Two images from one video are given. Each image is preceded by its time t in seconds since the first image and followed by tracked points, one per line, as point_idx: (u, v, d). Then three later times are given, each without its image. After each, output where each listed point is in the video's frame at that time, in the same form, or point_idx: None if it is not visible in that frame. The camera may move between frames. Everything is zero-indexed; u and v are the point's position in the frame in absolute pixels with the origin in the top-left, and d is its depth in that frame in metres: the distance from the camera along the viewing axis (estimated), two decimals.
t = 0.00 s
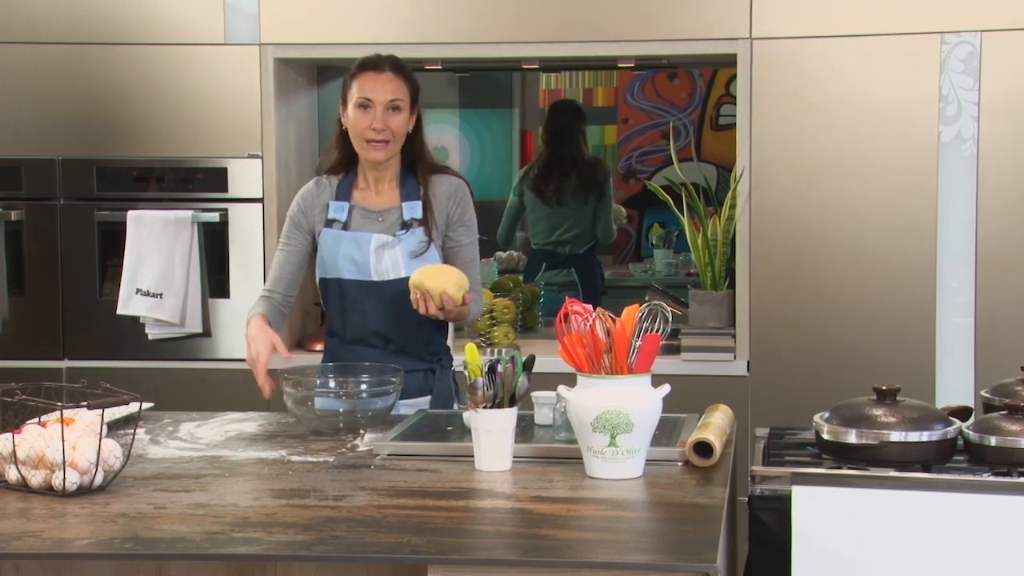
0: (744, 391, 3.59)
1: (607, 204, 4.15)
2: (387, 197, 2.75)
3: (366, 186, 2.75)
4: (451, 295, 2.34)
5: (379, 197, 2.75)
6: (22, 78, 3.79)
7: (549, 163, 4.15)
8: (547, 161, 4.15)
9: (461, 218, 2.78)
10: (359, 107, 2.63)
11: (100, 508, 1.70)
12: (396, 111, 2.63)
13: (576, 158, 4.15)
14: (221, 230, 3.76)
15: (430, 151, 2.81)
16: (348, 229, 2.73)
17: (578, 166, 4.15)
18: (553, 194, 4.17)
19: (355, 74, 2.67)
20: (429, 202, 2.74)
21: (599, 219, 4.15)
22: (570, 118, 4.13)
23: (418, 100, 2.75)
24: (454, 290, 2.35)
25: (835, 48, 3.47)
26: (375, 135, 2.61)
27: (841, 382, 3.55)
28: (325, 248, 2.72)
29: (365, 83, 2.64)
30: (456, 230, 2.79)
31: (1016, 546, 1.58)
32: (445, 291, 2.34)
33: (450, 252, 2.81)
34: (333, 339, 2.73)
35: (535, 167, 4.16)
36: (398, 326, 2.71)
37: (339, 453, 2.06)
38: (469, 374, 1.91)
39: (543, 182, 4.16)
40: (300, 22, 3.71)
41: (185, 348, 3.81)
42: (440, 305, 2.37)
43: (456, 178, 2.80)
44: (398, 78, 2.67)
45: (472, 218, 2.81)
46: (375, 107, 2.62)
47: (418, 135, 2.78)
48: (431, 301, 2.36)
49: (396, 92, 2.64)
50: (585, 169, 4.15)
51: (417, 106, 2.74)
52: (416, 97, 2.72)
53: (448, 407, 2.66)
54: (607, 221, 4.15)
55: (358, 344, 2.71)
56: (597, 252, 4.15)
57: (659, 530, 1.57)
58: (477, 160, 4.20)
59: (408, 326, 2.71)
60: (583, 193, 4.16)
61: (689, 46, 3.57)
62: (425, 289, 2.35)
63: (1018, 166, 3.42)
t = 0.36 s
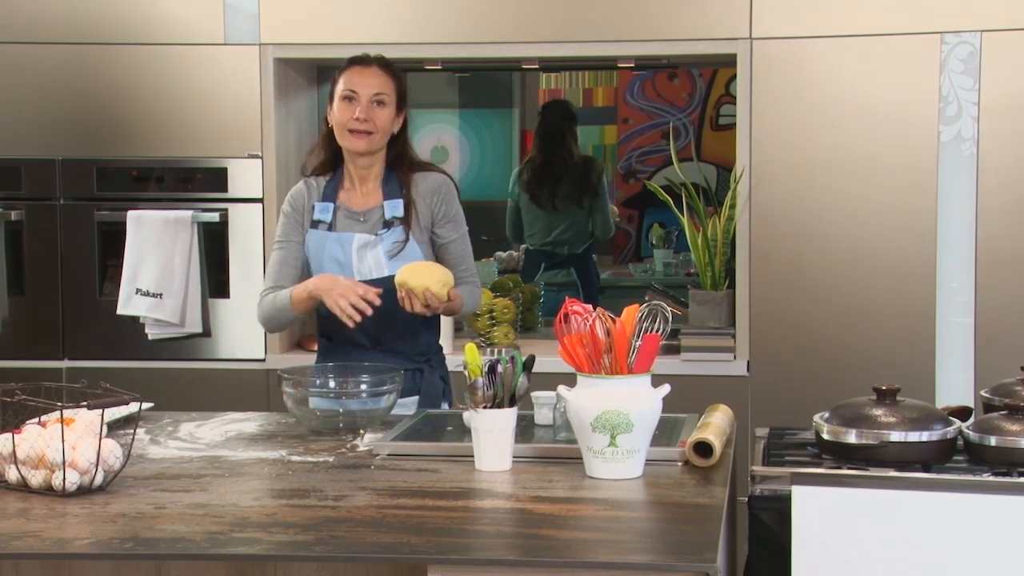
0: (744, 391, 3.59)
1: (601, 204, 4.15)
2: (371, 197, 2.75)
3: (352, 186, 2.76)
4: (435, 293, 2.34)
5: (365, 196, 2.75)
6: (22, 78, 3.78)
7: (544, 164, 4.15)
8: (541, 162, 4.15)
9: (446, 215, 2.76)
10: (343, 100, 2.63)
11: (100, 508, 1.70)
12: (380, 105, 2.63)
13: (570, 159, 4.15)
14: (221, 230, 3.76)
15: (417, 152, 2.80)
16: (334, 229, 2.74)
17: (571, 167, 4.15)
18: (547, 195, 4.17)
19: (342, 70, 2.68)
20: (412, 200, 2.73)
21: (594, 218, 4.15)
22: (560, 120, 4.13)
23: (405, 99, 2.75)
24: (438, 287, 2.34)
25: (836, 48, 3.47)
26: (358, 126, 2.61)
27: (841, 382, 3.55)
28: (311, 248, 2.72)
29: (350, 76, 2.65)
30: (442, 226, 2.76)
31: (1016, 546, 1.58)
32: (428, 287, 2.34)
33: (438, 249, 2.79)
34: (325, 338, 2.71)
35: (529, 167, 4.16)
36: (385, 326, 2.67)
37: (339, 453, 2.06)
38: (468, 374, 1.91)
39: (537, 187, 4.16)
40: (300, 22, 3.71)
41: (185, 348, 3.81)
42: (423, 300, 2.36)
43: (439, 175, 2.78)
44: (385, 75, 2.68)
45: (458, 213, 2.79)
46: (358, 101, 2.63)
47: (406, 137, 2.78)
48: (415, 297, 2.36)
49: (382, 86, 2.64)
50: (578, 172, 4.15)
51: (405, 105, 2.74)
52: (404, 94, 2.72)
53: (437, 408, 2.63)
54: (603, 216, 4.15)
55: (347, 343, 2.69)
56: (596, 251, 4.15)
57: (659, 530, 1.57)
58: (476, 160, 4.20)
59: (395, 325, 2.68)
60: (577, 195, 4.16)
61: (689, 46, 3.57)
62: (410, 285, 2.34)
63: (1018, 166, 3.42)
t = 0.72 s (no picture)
0: (744, 391, 3.59)
1: (597, 208, 4.15)
2: (374, 197, 2.75)
3: (353, 186, 2.75)
4: (450, 275, 2.34)
5: (366, 196, 2.75)
6: (22, 78, 3.79)
7: (544, 164, 4.16)
8: (541, 162, 4.16)
9: (451, 219, 2.80)
10: (344, 102, 2.62)
11: (100, 508, 1.70)
12: (380, 106, 2.63)
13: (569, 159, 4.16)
14: (221, 231, 3.76)
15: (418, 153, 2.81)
16: (337, 230, 2.74)
17: (569, 169, 4.16)
18: (543, 197, 4.17)
19: (341, 70, 2.67)
20: (418, 203, 2.76)
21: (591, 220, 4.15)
22: (559, 119, 4.13)
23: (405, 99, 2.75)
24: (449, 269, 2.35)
25: (836, 49, 3.47)
26: (360, 128, 2.61)
27: (842, 382, 3.55)
28: (314, 248, 2.72)
29: (350, 77, 2.64)
30: (447, 230, 2.79)
31: (1016, 546, 1.58)
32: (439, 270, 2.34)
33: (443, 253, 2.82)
34: (324, 341, 2.69)
35: (530, 168, 4.16)
36: (388, 322, 2.67)
37: (339, 453, 2.06)
38: (469, 374, 1.91)
39: (534, 186, 4.17)
40: (300, 22, 3.71)
41: (184, 348, 3.81)
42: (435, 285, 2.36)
43: (444, 180, 2.81)
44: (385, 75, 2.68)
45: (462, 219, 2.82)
46: (358, 102, 2.62)
47: (408, 137, 2.79)
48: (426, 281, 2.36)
49: (382, 86, 2.64)
50: (575, 174, 4.15)
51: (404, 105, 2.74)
52: (403, 93, 2.72)
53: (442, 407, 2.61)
54: (598, 220, 4.15)
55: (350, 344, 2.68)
56: (596, 252, 4.15)
57: (659, 530, 1.57)
58: (476, 160, 4.20)
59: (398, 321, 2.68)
60: (570, 197, 4.16)
61: (689, 46, 3.57)
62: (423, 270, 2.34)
63: (1018, 166, 3.42)
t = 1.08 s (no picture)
0: (744, 391, 3.59)
1: (597, 206, 4.15)
2: (370, 198, 2.75)
3: (350, 186, 2.75)
4: (452, 292, 2.34)
5: (363, 197, 2.75)
6: (22, 78, 3.79)
7: (544, 165, 4.15)
8: (540, 162, 4.15)
9: (445, 223, 2.79)
10: (342, 104, 2.63)
11: (100, 508, 1.70)
12: (378, 108, 2.62)
13: (569, 159, 4.15)
14: (221, 231, 3.76)
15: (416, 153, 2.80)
16: (333, 230, 2.74)
17: (569, 168, 4.15)
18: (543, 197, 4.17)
19: (340, 71, 2.67)
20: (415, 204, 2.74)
21: (590, 219, 4.15)
22: (560, 119, 4.13)
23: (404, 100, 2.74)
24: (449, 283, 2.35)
25: (836, 49, 3.47)
26: (357, 131, 2.61)
27: (841, 382, 3.55)
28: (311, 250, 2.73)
29: (348, 79, 2.64)
30: (440, 234, 2.79)
31: (1016, 545, 1.58)
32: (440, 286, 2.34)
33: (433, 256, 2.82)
34: (320, 342, 2.72)
35: (529, 168, 4.16)
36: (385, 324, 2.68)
37: (339, 453, 2.06)
38: (469, 374, 1.91)
39: (533, 186, 4.16)
40: (300, 22, 3.71)
41: (185, 348, 3.81)
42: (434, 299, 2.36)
43: (440, 182, 2.79)
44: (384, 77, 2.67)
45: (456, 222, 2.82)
46: (356, 104, 2.62)
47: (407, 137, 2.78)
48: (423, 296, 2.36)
49: (380, 89, 2.63)
50: (574, 174, 4.15)
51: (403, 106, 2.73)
52: (402, 95, 2.72)
53: (437, 407, 2.61)
54: (595, 220, 4.15)
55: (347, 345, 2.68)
56: (596, 252, 4.15)
57: (659, 530, 1.57)
58: (476, 160, 4.20)
59: (395, 327, 2.69)
60: (570, 197, 4.16)
61: (689, 46, 3.57)
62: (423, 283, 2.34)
63: (1018, 166, 3.42)
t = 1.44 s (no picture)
0: (744, 391, 3.59)
1: (598, 206, 4.15)
2: (376, 199, 2.75)
3: (355, 187, 2.75)
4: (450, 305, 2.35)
5: (368, 198, 2.75)
6: (22, 78, 3.79)
7: (545, 165, 4.15)
8: (541, 163, 4.16)
9: (450, 225, 2.81)
10: (345, 102, 2.62)
11: (100, 508, 1.70)
12: (381, 105, 2.63)
13: (569, 159, 4.15)
14: (221, 231, 3.76)
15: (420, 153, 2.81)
16: (338, 230, 2.73)
17: (570, 167, 4.15)
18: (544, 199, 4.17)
19: (341, 71, 2.67)
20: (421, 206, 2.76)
21: (591, 218, 4.15)
22: (560, 119, 4.13)
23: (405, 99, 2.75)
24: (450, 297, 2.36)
25: (836, 49, 3.47)
26: (362, 129, 2.60)
27: (841, 382, 3.55)
28: (315, 249, 2.71)
29: (350, 78, 2.64)
30: (446, 237, 2.81)
31: (1016, 545, 1.58)
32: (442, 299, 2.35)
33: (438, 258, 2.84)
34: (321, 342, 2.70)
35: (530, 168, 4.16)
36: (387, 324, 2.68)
37: (339, 454, 2.06)
38: (469, 374, 1.91)
39: (534, 187, 4.16)
40: (300, 22, 3.71)
41: (184, 348, 3.81)
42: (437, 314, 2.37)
43: (446, 185, 2.81)
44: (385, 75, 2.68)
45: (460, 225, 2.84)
46: (358, 102, 2.62)
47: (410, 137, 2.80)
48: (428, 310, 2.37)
49: (382, 86, 2.64)
50: (575, 174, 4.15)
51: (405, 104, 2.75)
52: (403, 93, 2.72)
53: (439, 407, 2.62)
54: (597, 219, 4.14)
55: (348, 345, 2.67)
56: (596, 252, 4.15)
57: (659, 530, 1.57)
58: (476, 160, 4.20)
59: (398, 327, 2.68)
60: (570, 197, 4.16)
61: (689, 46, 3.57)
62: (422, 300, 2.34)
63: (1018, 166, 3.42)
